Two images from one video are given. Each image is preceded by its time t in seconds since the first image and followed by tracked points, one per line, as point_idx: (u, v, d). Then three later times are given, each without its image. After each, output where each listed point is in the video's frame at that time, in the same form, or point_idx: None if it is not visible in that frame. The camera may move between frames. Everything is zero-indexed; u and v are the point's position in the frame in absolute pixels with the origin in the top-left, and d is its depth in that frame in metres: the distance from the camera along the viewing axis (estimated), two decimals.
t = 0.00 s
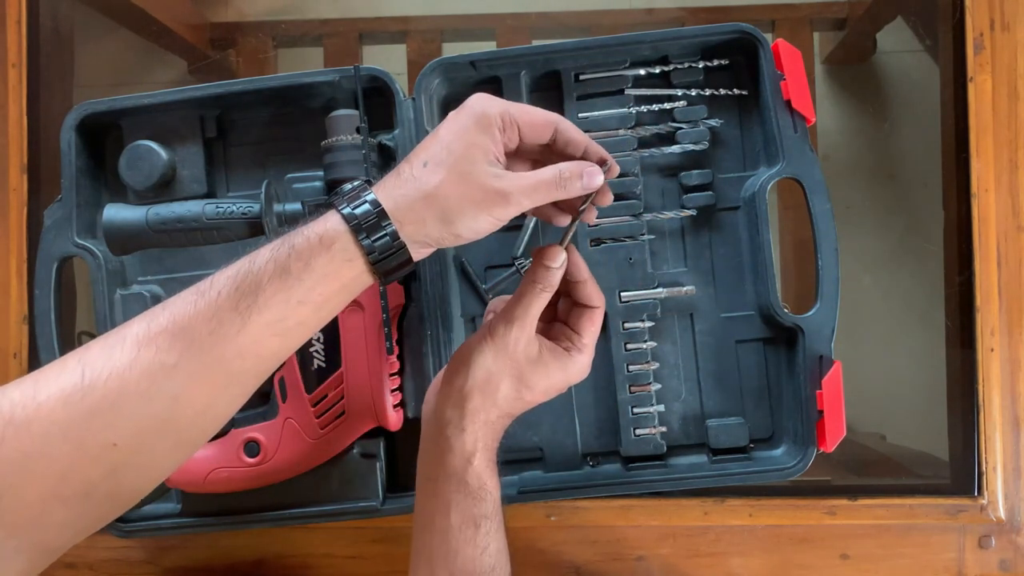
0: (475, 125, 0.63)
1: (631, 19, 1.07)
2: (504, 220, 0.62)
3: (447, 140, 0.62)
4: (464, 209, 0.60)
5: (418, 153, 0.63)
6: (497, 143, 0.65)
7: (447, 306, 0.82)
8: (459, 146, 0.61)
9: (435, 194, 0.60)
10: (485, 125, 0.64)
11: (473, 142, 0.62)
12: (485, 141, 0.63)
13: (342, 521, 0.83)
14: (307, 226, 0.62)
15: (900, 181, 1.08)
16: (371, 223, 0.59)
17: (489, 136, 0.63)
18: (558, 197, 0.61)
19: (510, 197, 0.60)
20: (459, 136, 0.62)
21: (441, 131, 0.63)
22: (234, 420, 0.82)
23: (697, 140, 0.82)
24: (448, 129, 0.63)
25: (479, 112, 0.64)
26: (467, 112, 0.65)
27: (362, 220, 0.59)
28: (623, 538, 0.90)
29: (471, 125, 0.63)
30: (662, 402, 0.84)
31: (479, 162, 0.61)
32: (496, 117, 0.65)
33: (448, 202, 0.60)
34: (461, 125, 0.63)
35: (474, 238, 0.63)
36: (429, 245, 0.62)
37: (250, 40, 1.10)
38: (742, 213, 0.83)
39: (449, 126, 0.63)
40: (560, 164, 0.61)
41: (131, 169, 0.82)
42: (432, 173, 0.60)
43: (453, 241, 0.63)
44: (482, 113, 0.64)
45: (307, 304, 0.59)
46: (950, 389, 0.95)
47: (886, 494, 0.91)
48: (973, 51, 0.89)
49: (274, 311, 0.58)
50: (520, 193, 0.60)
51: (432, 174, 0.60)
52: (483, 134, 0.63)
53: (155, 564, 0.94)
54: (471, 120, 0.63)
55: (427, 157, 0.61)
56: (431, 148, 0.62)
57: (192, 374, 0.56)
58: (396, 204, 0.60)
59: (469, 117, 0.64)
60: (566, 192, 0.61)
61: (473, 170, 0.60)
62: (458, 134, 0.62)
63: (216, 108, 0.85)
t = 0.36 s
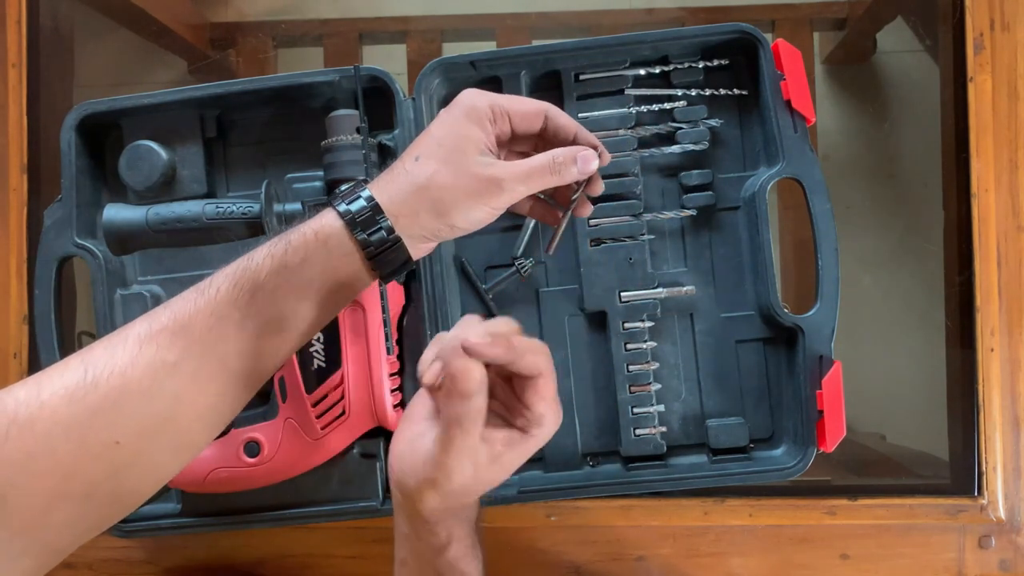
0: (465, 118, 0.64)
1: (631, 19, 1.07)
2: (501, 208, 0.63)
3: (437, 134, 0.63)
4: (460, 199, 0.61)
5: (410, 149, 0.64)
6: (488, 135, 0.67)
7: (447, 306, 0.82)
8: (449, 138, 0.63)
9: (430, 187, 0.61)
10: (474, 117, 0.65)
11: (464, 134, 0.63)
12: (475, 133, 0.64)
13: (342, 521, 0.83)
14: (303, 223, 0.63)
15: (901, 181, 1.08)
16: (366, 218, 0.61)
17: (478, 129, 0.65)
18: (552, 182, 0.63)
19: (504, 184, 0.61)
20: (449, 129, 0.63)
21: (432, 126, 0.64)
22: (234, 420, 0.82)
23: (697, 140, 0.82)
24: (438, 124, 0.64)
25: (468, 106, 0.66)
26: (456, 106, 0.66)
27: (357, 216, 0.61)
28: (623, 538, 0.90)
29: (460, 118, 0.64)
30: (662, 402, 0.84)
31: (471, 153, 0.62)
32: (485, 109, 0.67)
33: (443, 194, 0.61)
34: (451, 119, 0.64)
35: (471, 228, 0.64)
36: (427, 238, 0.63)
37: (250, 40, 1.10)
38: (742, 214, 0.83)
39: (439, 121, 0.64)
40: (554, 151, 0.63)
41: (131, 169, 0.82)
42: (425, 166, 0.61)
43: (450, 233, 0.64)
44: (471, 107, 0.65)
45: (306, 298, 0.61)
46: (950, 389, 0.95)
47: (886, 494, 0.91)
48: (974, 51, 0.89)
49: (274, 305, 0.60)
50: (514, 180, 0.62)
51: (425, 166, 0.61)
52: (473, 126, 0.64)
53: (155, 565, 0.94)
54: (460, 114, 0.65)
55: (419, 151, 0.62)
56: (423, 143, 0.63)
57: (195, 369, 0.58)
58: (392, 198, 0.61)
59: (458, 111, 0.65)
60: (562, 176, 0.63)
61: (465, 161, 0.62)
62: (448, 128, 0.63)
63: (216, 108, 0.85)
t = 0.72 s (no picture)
0: (463, 116, 0.64)
1: (631, 19, 1.07)
2: (499, 208, 0.61)
3: (435, 131, 0.62)
4: (458, 196, 0.60)
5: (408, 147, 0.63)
6: (486, 134, 0.66)
7: (447, 306, 0.82)
8: (447, 135, 0.62)
9: (428, 181, 0.60)
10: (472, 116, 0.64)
11: (463, 131, 0.62)
12: (474, 131, 0.63)
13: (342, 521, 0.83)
14: (301, 223, 0.62)
15: (901, 181, 1.08)
16: (363, 217, 0.59)
17: (477, 127, 0.64)
18: (552, 184, 0.60)
19: (502, 182, 0.59)
20: (448, 127, 0.63)
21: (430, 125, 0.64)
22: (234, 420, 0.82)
23: (697, 140, 0.82)
24: (436, 122, 0.63)
25: (467, 105, 0.65)
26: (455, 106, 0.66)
27: (353, 213, 0.59)
28: (624, 538, 0.90)
29: (458, 116, 0.64)
30: (662, 402, 0.84)
31: (469, 149, 0.61)
32: (485, 110, 0.66)
33: (441, 191, 0.60)
34: (450, 117, 0.64)
35: (470, 227, 0.63)
36: (425, 236, 0.62)
37: (250, 40, 1.10)
38: (742, 214, 0.83)
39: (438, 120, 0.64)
40: (555, 152, 0.60)
41: (131, 169, 0.82)
42: (424, 161, 0.60)
43: (449, 231, 0.62)
44: (470, 106, 0.65)
45: (301, 298, 0.59)
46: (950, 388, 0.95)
47: (886, 494, 0.91)
48: (974, 51, 0.89)
49: (269, 305, 0.58)
50: (512, 179, 0.59)
51: (424, 161, 0.60)
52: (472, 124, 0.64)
53: (156, 565, 0.94)
54: (459, 112, 0.64)
55: (417, 148, 0.62)
56: (421, 140, 0.62)
57: (189, 369, 0.57)
58: (389, 194, 0.60)
59: (457, 109, 0.64)
60: (560, 179, 0.60)
61: (464, 157, 0.61)
62: (447, 125, 0.63)
63: (216, 108, 0.85)
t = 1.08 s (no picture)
0: (467, 134, 0.62)
1: (631, 19, 1.07)
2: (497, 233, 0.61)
3: (439, 149, 0.61)
4: (458, 218, 0.59)
5: (410, 162, 0.62)
6: (488, 153, 0.65)
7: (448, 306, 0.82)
8: (451, 154, 0.61)
9: (430, 201, 0.59)
10: (476, 134, 0.63)
11: (467, 150, 0.61)
12: (477, 150, 0.62)
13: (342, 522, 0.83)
14: (301, 236, 0.61)
15: (901, 181, 1.08)
16: (364, 232, 0.58)
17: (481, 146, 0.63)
18: (550, 220, 0.60)
19: (502, 210, 0.58)
20: (452, 144, 0.61)
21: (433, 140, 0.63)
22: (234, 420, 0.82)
23: (697, 140, 0.82)
24: (439, 139, 0.62)
25: (471, 122, 0.64)
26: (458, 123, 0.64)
27: (355, 229, 0.58)
28: (623, 538, 0.91)
29: (462, 134, 0.62)
30: (662, 402, 0.84)
31: (473, 171, 0.60)
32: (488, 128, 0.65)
33: (442, 212, 0.59)
34: (454, 134, 0.62)
35: (466, 247, 0.62)
36: (422, 253, 0.61)
37: (250, 40, 1.10)
38: (742, 214, 0.83)
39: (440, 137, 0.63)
40: (556, 189, 0.59)
41: (131, 169, 0.82)
42: (427, 180, 0.59)
43: (446, 250, 0.61)
44: (474, 123, 0.64)
45: (299, 313, 0.58)
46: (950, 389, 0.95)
47: (886, 494, 0.91)
48: (974, 51, 0.89)
49: (268, 320, 0.58)
50: (513, 208, 0.59)
51: (426, 180, 0.59)
52: (475, 143, 0.62)
53: (156, 564, 0.94)
54: (463, 130, 0.63)
55: (419, 165, 0.60)
56: (423, 157, 0.61)
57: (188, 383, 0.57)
58: (389, 210, 0.59)
59: (461, 127, 0.63)
60: (557, 218, 0.59)
61: (467, 179, 0.59)
62: (450, 143, 0.61)
63: (216, 108, 0.85)
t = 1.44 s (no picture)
0: (463, 148, 0.60)
1: (631, 19, 1.07)
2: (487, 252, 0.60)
3: (434, 163, 0.59)
4: (450, 237, 0.57)
5: (401, 174, 0.59)
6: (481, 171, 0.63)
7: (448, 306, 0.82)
8: (446, 170, 0.59)
9: (423, 219, 0.57)
10: (472, 150, 0.61)
11: (462, 167, 0.59)
12: (472, 166, 0.60)
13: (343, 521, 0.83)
14: (289, 246, 0.60)
15: (901, 180, 1.08)
16: (355, 245, 0.57)
17: (476, 162, 0.61)
18: (540, 239, 0.61)
19: (495, 231, 0.58)
20: (447, 159, 0.59)
21: (426, 152, 0.60)
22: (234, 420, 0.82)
23: (697, 140, 0.82)
24: (433, 151, 0.60)
25: (466, 136, 0.62)
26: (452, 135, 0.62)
27: (344, 241, 0.57)
28: (624, 538, 0.91)
29: (459, 149, 0.60)
30: (662, 402, 0.84)
31: (468, 190, 0.59)
32: (482, 142, 0.63)
33: (434, 230, 0.57)
34: (449, 146, 0.60)
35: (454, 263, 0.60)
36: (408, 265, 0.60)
37: (250, 40, 1.10)
38: (742, 213, 0.83)
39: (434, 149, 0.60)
40: (547, 209, 0.60)
41: (131, 169, 0.82)
42: (421, 197, 0.57)
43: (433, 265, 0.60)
44: (469, 137, 0.62)
45: (290, 326, 0.58)
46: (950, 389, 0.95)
47: (886, 494, 0.91)
48: (974, 51, 0.89)
49: (256, 334, 0.57)
50: (505, 229, 0.58)
51: (420, 198, 0.57)
52: (471, 158, 0.61)
53: (156, 564, 0.94)
54: (459, 143, 0.61)
55: (412, 180, 0.58)
56: (417, 171, 0.58)
57: (175, 395, 0.56)
58: (380, 224, 0.57)
59: (456, 139, 0.61)
60: (548, 235, 0.61)
61: (461, 198, 0.58)
62: (446, 157, 0.59)
63: (216, 108, 0.85)
